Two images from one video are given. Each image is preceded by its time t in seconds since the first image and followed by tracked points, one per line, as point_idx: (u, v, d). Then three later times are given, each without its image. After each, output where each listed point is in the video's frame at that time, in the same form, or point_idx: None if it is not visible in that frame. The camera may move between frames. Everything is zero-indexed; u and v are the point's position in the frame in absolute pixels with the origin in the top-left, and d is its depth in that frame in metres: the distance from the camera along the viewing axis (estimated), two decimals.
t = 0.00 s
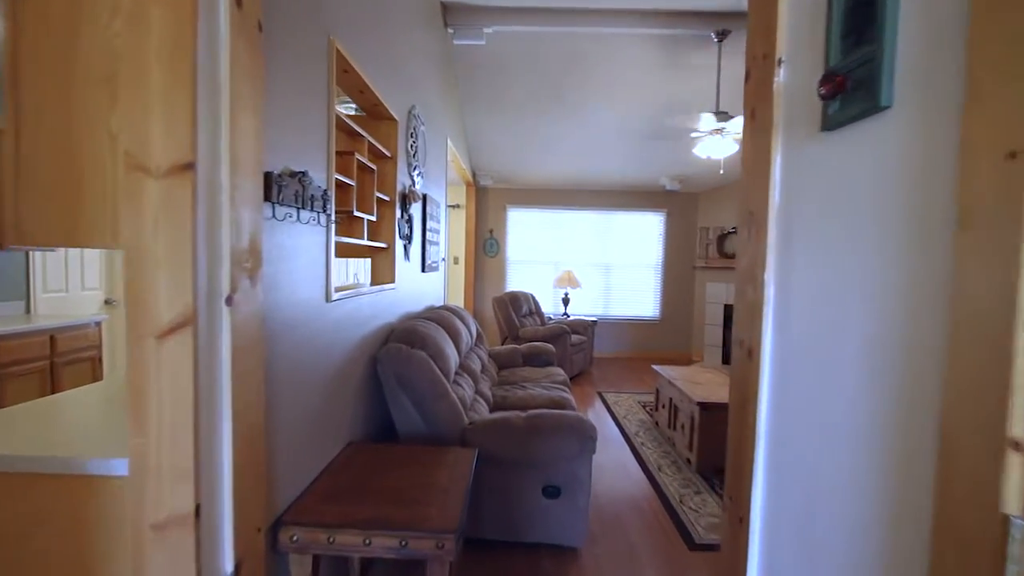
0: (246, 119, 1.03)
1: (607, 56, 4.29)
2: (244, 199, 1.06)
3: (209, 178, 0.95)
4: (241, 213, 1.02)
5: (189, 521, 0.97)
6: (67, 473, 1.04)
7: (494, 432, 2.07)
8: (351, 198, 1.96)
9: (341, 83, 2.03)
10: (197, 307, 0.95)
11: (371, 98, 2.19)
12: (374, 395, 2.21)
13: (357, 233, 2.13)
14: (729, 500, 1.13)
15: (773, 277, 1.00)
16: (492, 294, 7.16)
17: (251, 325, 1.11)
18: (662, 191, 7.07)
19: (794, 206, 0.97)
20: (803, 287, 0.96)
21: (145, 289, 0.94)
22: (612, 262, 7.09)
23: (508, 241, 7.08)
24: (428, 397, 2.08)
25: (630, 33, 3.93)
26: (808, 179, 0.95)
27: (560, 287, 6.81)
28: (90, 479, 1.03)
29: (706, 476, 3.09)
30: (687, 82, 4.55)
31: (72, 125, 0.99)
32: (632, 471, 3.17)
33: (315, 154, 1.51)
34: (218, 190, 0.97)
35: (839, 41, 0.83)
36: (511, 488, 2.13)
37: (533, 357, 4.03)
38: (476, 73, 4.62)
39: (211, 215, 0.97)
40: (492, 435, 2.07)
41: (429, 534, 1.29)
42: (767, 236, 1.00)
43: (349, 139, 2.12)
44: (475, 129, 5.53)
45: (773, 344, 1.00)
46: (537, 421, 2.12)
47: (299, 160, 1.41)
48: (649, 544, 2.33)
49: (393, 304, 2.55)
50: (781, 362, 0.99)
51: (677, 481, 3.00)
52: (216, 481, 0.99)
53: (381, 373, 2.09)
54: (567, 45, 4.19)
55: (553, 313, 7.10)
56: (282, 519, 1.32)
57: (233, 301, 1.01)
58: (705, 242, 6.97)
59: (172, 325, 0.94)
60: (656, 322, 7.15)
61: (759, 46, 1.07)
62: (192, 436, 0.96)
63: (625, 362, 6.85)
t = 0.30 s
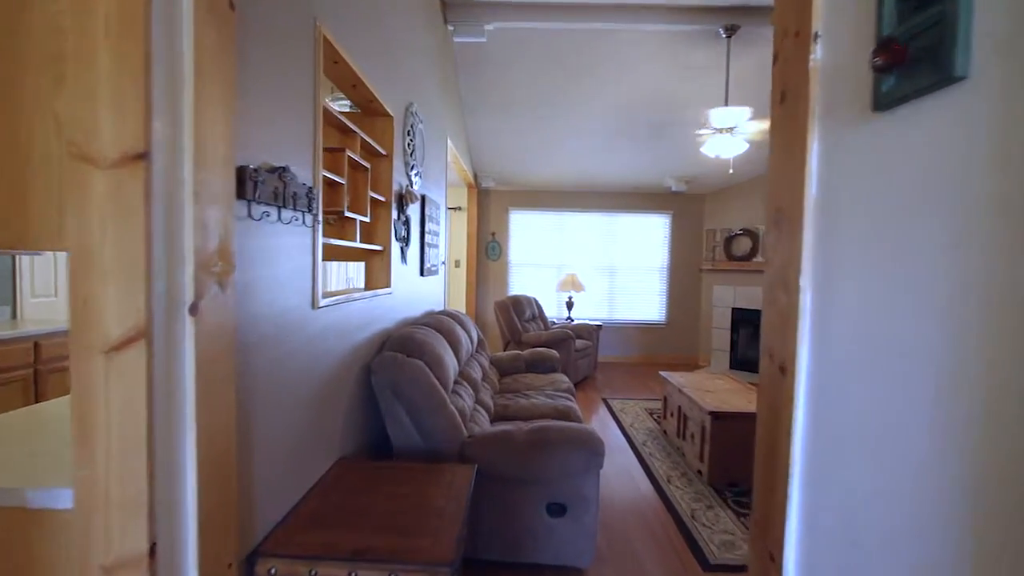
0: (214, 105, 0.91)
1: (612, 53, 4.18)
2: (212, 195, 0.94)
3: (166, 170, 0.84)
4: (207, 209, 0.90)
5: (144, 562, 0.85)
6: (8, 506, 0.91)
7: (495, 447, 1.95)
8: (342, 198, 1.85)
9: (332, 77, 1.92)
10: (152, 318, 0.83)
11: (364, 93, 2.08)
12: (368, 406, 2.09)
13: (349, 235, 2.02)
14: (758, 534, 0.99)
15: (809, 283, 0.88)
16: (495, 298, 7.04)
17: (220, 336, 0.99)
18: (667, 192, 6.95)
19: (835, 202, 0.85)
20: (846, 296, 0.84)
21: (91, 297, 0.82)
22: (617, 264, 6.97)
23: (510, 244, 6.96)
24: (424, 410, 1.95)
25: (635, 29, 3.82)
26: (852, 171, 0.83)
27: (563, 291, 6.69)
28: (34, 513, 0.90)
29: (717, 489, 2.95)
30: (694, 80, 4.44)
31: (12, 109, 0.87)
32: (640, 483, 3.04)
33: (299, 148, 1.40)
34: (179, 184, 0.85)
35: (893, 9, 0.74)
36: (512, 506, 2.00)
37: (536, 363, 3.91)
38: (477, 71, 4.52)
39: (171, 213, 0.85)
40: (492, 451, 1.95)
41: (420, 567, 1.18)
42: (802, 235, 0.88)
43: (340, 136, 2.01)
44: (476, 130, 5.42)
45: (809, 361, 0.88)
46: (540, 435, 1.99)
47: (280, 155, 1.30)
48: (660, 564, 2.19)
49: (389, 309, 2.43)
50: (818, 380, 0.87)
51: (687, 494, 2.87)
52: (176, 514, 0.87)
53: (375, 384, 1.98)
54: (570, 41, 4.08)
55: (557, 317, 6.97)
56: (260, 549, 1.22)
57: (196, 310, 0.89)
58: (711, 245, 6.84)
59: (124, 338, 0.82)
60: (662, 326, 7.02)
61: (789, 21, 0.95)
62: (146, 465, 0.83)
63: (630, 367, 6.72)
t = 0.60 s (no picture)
0: (172, 82, 0.80)
1: (616, 48, 4.07)
2: (173, 187, 0.82)
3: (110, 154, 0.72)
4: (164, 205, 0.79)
5: None
6: None
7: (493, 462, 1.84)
8: (332, 196, 1.73)
9: (321, 67, 1.80)
10: (93, 328, 0.72)
11: (357, 84, 1.97)
12: (361, 416, 1.98)
13: (341, 236, 1.91)
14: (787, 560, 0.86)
15: (853, 284, 0.75)
16: (496, 300, 6.92)
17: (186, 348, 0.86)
18: (671, 192, 6.83)
19: (886, 192, 0.73)
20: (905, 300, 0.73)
21: (18, 304, 0.69)
22: (620, 266, 6.85)
23: (511, 245, 6.84)
24: (419, 422, 1.84)
25: (641, 23, 3.70)
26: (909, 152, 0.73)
27: (566, 293, 6.57)
28: None
29: (728, 500, 2.83)
30: (701, 75, 4.33)
31: None
32: (648, 493, 2.91)
33: (278, 140, 1.28)
34: (130, 176, 0.74)
35: None
36: (513, 524, 1.88)
37: (538, 367, 3.78)
38: (478, 68, 4.40)
39: (121, 207, 0.74)
40: (492, 464, 1.84)
41: None
42: (846, 230, 0.76)
43: (331, 131, 1.89)
44: (477, 128, 5.31)
45: (852, 375, 0.76)
46: (542, 448, 1.88)
47: (257, 146, 1.18)
48: None
49: (384, 314, 2.32)
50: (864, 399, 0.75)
51: (697, 505, 2.74)
52: (128, 554, 0.76)
53: (369, 394, 1.86)
54: (574, 36, 3.96)
55: (559, 319, 6.85)
56: None
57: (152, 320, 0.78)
58: (716, 245, 6.72)
59: (60, 354, 0.70)
60: (666, 328, 6.90)
61: None
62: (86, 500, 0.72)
63: (634, 371, 6.60)
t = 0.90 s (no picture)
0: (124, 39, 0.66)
1: (616, 40, 3.97)
2: (122, 157, 0.66)
3: (34, 106, 0.56)
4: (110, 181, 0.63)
5: None
6: None
7: (491, 473, 1.74)
8: (317, 190, 1.62)
9: (305, 53, 1.70)
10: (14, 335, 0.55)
11: (346, 73, 1.86)
12: (351, 424, 1.87)
13: (328, 233, 1.80)
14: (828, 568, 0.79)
15: (905, 279, 0.67)
16: (495, 301, 6.81)
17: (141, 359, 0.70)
18: (672, 190, 6.73)
19: (940, 174, 0.65)
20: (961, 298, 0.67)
21: None
22: (621, 265, 6.75)
23: (510, 245, 6.73)
24: (412, 430, 1.73)
25: (644, 14, 3.60)
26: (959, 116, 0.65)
27: (566, 293, 6.46)
28: None
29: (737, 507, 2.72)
30: (704, 68, 4.23)
31: None
32: (653, 500, 2.80)
33: (250, 127, 1.17)
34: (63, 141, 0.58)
35: None
36: (512, 540, 1.76)
37: (539, 370, 3.68)
38: (476, 61, 4.29)
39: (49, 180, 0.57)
40: (490, 475, 1.73)
41: None
42: (896, 216, 0.67)
43: (317, 121, 1.78)
44: (474, 125, 5.21)
45: (905, 377, 0.68)
46: (543, 458, 1.77)
47: (224, 132, 1.07)
48: None
49: (376, 316, 2.21)
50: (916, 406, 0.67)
51: (705, 514, 2.63)
52: None
53: (359, 401, 1.75)
54: (574, 28, 3.85)
55: (559, 320, 6.74)
56: None
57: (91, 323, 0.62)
58: (719, 244, 6.63)
59: None
60: (668, 328, 6.79)
61: None
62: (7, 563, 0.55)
63: (635, 372, 6.49)
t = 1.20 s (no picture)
0: None
1: (614, 32, 3.87)
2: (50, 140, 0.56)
3: None
4: (35, 165, 0.54)
5: None
6: None
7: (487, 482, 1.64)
8: (299, 181, 1.51)
9: (284, 34, 1.58)
10: None
11: (330, 57, 1.74)
12: (335, 431, 1.75)
13: (311, 229, 1.68)
14: None
15: (975, 268, 0.57)
16: (490, 300, 6.70)
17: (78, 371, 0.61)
18: (670, 186, 6.64)
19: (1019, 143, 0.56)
20: None
21: None
22: (618, 264, 6.66)
23: (505, 243, 6.63)
24: (403, 438, 1.62)
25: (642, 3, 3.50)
26: None
27: (563, 292, 6.36)
28: None
29: (741, 512, 2.63)
30: (704, 61, 4.15)
31: None
32: (654, 505, 2.70)
33: (216, 108, 1.05)
34: None
35: None
36: (509, 554, 1.66)
37: (536, 371, 3.57)
38: (468, 53, 4.17)
39: None
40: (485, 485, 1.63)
41: None
42: (964, 192, 0.57)
43: (299, 109, 1.67)
44: (468, 120, 5.10)
45: (977, 379, 0.58)
46: (542, 465, 1.67)
47: (185, 111, 0.95)
48: None
49: (365, 316, 2.09)
50: (989, 420, 0.57)
51: (709, 520, 2.53)
52: None
53: (345, 406, 1.64)
54: (570, 18, 3.75)
55: (556, 320, 6.64)
56: None
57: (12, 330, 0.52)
58: (717, 241, 6.57)
59: None
60: (666, 327, 6.71)
61: None
62: None
63: (633, 371, 6.39)
